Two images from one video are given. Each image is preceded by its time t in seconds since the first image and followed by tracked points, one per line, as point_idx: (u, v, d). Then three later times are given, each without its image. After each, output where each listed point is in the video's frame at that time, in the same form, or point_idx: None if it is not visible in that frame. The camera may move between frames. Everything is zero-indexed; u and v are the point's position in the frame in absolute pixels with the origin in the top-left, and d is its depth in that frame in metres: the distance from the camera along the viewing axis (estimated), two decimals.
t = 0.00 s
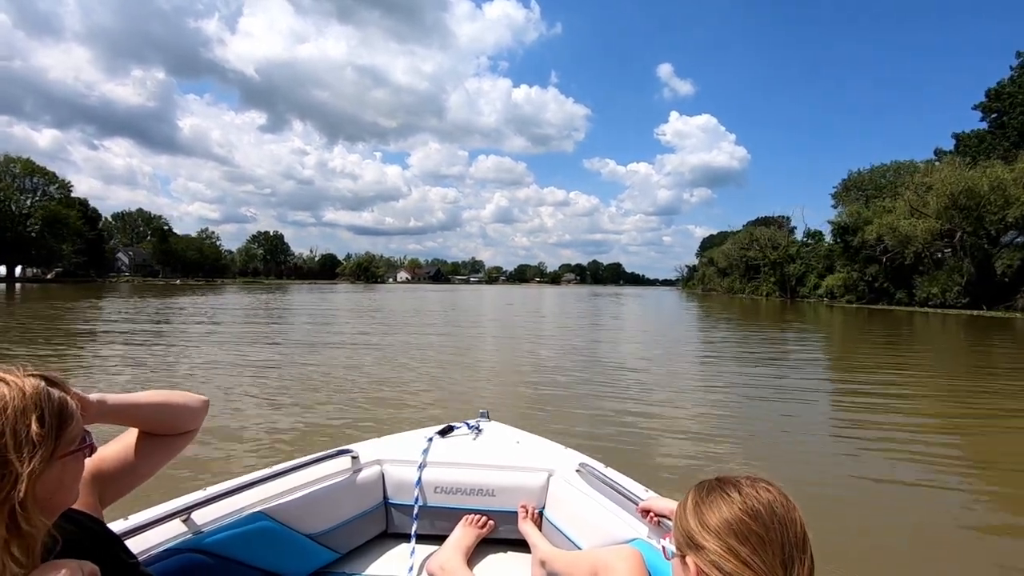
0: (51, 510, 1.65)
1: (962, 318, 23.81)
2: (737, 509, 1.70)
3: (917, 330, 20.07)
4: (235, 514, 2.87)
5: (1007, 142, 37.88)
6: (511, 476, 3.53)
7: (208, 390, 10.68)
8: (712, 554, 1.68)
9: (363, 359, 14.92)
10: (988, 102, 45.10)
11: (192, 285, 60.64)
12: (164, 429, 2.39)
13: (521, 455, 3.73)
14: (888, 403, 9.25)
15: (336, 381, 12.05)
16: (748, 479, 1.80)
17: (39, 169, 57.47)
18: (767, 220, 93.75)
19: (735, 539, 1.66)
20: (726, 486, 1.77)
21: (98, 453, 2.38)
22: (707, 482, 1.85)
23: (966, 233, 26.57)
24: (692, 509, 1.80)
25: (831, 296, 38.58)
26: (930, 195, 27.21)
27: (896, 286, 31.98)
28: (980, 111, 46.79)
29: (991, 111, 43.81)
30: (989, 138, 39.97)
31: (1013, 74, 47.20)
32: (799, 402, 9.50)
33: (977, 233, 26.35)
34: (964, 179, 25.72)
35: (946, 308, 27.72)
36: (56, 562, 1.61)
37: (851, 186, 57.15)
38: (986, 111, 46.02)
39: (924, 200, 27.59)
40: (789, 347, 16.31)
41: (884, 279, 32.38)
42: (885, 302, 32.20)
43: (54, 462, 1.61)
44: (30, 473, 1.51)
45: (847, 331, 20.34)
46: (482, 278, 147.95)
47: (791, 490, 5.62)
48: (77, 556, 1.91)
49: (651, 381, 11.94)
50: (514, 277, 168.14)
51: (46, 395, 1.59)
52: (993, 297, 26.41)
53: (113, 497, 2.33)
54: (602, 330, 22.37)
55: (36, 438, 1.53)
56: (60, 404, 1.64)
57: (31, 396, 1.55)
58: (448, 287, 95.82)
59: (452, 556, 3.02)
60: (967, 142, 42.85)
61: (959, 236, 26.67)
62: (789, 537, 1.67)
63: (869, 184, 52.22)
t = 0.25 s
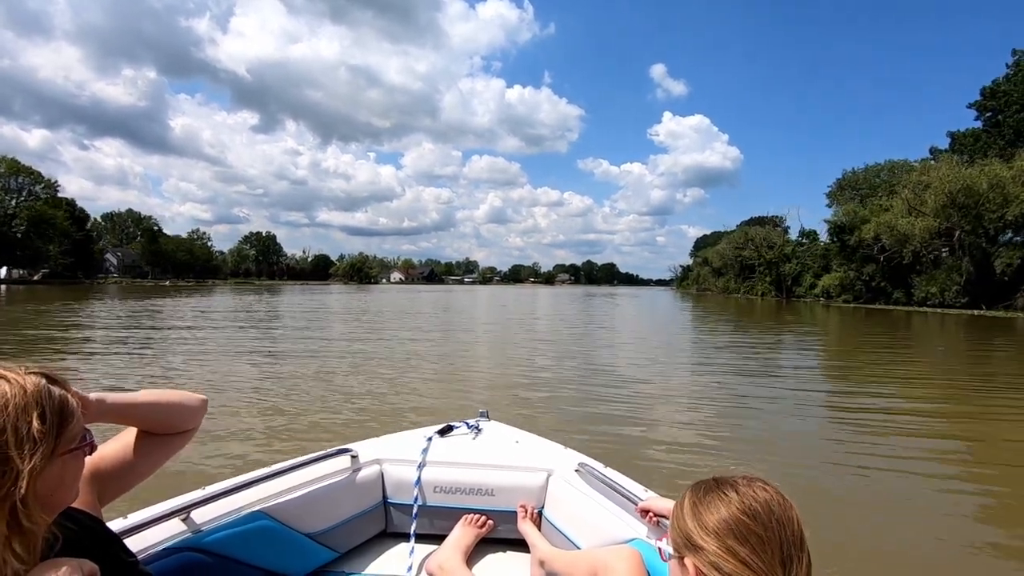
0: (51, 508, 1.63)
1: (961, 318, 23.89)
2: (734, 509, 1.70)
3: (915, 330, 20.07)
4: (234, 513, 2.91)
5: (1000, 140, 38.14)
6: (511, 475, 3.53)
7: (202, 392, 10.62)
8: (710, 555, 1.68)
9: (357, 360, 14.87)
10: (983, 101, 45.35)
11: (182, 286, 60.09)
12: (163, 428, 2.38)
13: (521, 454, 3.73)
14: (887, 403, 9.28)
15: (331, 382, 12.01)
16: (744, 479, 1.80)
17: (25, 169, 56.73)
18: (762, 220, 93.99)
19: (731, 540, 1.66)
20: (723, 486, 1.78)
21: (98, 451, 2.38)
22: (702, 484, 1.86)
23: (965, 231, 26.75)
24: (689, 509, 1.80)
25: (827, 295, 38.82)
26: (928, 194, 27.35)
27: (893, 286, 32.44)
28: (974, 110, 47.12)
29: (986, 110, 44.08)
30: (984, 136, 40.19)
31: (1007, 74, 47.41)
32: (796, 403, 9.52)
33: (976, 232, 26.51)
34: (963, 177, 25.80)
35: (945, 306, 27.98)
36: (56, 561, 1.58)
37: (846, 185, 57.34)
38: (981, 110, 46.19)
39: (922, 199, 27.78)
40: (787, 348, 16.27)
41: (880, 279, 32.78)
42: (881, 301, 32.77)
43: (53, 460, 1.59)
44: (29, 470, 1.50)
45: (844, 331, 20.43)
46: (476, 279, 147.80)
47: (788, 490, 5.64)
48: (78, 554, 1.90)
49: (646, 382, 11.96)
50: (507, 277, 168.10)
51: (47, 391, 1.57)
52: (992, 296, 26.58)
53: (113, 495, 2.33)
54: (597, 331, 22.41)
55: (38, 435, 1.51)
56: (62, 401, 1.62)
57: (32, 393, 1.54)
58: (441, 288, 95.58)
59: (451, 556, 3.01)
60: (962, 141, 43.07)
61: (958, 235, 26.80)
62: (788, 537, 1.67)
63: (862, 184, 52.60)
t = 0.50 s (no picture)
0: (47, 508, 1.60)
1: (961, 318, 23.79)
2: (731, 512, 1.68)
3: (913, 330, 19.90)
4: (231, 511, 2.89)
5: (996, 138, 38.12)
6: (509, 475, 3.51)
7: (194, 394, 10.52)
8: (708, 560, 1.66)
9: (351, 362, 14.77)
10: (978, 99, 45.33)
11: (173, 287, 59.43)
12: (161, 425, 2.35)
13: (519, 454, 3.72)
14: (885, 403, 9.29)
15: (325, 384, 11.93)
16: (742, 482, 1.79)
17: (11, 170, 55.91)
18: (757, 220, 93.65)
19: (729, 541, 1.65)
20: (721, 490, 1.76)
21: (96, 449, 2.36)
22: (702, 483, 1.84)
23: (964, 229, 26.36)
24: (687, 512, 1.78)
25: (823, 295, 38.83)
26: (927, 192, 27.02)
27: (890, 286, 32.62)
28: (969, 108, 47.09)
29: (981, 108, 44.09)
30: (980, 134, 40.18)
31: (1001, 72, 47.43)
32: (793, 403, 9.53)
33: (976, 230, 26.16)
34: (961, 174, 25.44)
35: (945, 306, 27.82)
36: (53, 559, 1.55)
37: (841, 184, 57.04)
38: (975, 108, 46.19)
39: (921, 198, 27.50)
40: (785, 348, 16.14)
41: (878, 279, 32.99)
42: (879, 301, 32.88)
43: (49, 458, 1.56)
44: (25, 468, 1.47)
45: (843, 330, 20.36)
46: (470, 279, 147.43)
47: (786, 491, 5.66)
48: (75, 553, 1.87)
49: (642, 382, 11.93)
50: (501, 278, 167.70)
51: (43, 389, 1.55)
52: (991, 296, 26.39)
53: (110, 493, 2.31)
54: (593, 331, 22.34)
55: (32, 432, 1.48)
56: (57, 399, 1.59)
57: (29, 391, 1.52)
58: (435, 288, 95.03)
59: (449, 555, 3.00)
60: (957, 139, 43.06)
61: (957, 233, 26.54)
62: (787, 541, 1.66)
63: (857, 182, 52.66)
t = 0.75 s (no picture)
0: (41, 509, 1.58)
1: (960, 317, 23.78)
2: (730, 515, 1.67)
3: (913, 330, 19.74)
4: (230, 511, 2.87)
5: (992, 136, 38.21)
6: (509, 475, 3.51)
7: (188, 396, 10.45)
8: (705, 563, 1.65)
9: (346, 363, 14.70)
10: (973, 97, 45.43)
11: (164, 288, 58.89)
12: (162, 426, 2.33)
13: (518, 455, 3.71)
14: (882, 403, 9.30)
15: (320, 385, 11.87)
16: (739, 484, 1.77)
17: None
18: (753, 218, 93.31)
19: (727, 542, 1.64)
20: (718, 493, 1.74)
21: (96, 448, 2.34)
22: (701, 484, 1.83)
23: (963, 227, 26.29)
24: (685, 515, 1.77)
25: (820, 295, 38.88)
26: (925, 190, 26.99)
27: (888, 284, 32.80)
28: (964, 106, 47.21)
29: (976, 106, 44.21)
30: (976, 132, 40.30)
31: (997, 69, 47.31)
32: (790, 402, 9.55)
33: (975, 228, 26.14)
34: (960, 172, 25.40)
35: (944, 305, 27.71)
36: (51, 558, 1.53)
37: (836, 183, 56.85)
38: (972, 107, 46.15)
39: (919, 197, 27.50)
40: (783, 349, 16.01)
41: (876, 278, 33.19)
42: (877, 300, 33.00)
43: (47, 458, 1.54)
44: (22, 467, 1.45)
45: (842, 330, 20.33)
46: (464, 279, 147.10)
47: (784, 492, 5.68)
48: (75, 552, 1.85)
49: (638, 382, 11.91)
50: (496, 277, 167.47)
51: (41, 388, 1.54)
52: (991, 295, 26.33)
53: (110, 493, 2.29)
54: (589, 330, 22.30)
55: (30, 432, 1.47)
56: (55, 399, 1.57)
57: (27, 389, 1.50)
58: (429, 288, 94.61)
59: (447, 555, 2.99)
60: (953, 137, 43.15)
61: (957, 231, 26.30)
62: (784, 544, 1.66)
63: (852, 181, 52.80)
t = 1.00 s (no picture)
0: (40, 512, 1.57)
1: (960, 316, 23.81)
2: (727, 513, 1.67)
3: (913, 330, 19.72)
4: (231, 513, 2.86)
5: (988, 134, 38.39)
6: (509, 475, 3.52)
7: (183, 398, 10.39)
8: (705, 562, 1.64)
9: (342, 364, 14.65)
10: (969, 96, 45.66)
11: (156, 289, 58.38)
12: (159, 426, 2.32)
13: (518, 455, 3.72)
14: (880, 403, 9.35)
15: (316, 386, 11.83)
16: (735, 482, 1.76)
17: None
18: (748, 216, 93.37)
19: (725, 541, 1.63)
20: (714, 492, 1.73)
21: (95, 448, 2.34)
22: (696, 484, 1.82)
23: (963, 226, 26.39)
24: (682, 514, 1.76)
25: (817, 295, 38.99)
26: (924, 189, 27.08)
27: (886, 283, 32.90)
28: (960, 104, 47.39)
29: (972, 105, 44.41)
30: (972, 130, 40.48)
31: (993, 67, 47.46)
32: (787, 403, 9.59)
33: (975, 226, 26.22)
34: (960, 170, 25.48)
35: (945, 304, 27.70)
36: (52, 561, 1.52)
37: (833, 182, 56.90)
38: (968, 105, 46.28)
39: (918, 195, 27.60)
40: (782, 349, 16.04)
41: (874, 278, 33.22)
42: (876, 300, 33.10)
43: (46, 461, 1.53)
44: (20, 472, 1.44)
45: (840, 330, 20.41)
46: (459, 279, 146.82)
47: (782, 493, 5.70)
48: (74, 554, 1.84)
49: (634, 382, 11.92)
50: (490, 277, 167.26)
51: (41, 391, 1.52)
52: (991, 295, 26.43)
53: (109, 494, 2.29)
54: (586, 331, 22.31)
55: (30, 436, 1.46)
56: (54, 401, 1.56)
57: (27, 393, 1.49)
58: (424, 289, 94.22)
59: (448, 556, 2.99)
60: (949, 135, 43.36)
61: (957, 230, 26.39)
62: (782, 539, 1.65)
63: (847, 180, 53.00)
